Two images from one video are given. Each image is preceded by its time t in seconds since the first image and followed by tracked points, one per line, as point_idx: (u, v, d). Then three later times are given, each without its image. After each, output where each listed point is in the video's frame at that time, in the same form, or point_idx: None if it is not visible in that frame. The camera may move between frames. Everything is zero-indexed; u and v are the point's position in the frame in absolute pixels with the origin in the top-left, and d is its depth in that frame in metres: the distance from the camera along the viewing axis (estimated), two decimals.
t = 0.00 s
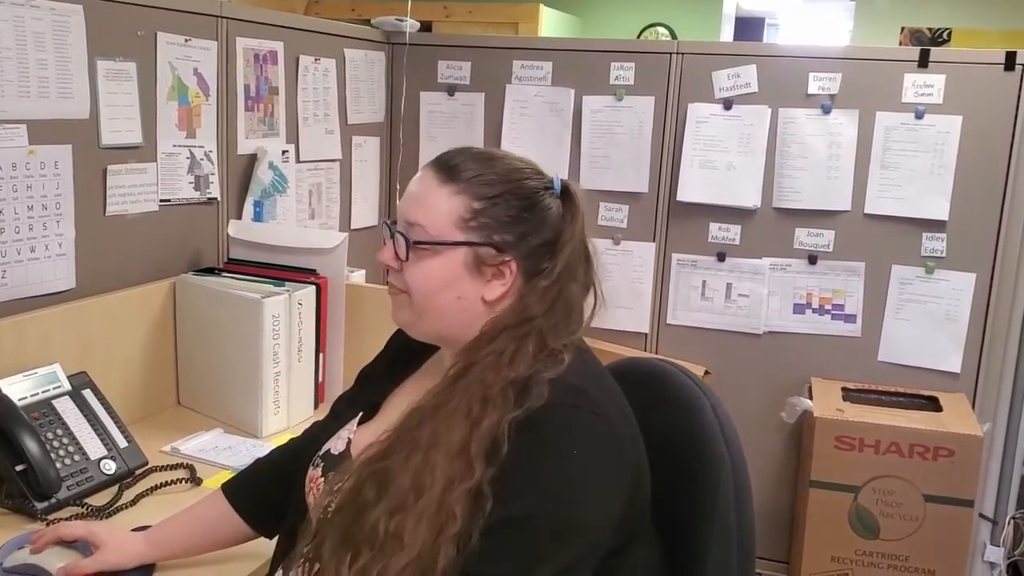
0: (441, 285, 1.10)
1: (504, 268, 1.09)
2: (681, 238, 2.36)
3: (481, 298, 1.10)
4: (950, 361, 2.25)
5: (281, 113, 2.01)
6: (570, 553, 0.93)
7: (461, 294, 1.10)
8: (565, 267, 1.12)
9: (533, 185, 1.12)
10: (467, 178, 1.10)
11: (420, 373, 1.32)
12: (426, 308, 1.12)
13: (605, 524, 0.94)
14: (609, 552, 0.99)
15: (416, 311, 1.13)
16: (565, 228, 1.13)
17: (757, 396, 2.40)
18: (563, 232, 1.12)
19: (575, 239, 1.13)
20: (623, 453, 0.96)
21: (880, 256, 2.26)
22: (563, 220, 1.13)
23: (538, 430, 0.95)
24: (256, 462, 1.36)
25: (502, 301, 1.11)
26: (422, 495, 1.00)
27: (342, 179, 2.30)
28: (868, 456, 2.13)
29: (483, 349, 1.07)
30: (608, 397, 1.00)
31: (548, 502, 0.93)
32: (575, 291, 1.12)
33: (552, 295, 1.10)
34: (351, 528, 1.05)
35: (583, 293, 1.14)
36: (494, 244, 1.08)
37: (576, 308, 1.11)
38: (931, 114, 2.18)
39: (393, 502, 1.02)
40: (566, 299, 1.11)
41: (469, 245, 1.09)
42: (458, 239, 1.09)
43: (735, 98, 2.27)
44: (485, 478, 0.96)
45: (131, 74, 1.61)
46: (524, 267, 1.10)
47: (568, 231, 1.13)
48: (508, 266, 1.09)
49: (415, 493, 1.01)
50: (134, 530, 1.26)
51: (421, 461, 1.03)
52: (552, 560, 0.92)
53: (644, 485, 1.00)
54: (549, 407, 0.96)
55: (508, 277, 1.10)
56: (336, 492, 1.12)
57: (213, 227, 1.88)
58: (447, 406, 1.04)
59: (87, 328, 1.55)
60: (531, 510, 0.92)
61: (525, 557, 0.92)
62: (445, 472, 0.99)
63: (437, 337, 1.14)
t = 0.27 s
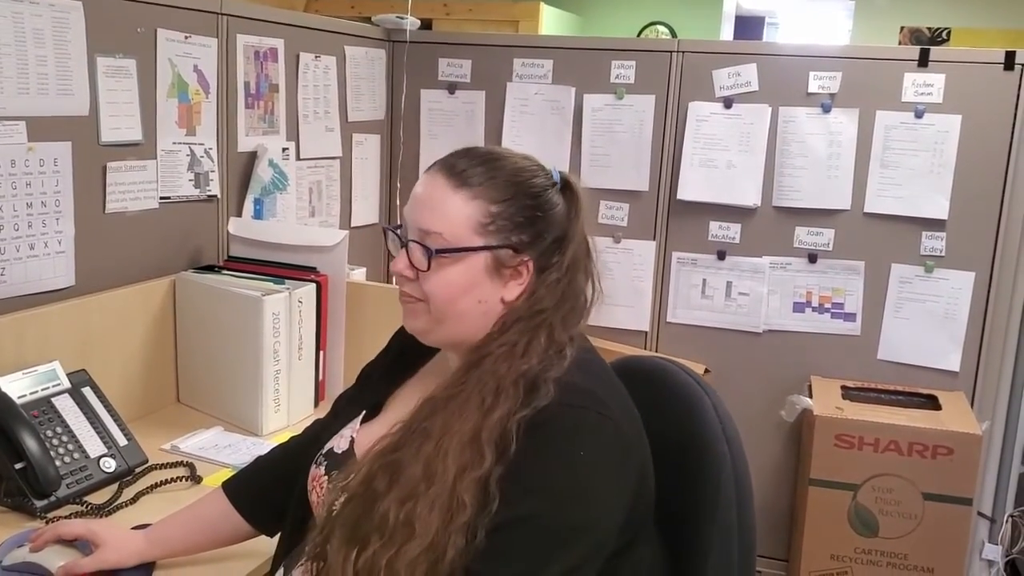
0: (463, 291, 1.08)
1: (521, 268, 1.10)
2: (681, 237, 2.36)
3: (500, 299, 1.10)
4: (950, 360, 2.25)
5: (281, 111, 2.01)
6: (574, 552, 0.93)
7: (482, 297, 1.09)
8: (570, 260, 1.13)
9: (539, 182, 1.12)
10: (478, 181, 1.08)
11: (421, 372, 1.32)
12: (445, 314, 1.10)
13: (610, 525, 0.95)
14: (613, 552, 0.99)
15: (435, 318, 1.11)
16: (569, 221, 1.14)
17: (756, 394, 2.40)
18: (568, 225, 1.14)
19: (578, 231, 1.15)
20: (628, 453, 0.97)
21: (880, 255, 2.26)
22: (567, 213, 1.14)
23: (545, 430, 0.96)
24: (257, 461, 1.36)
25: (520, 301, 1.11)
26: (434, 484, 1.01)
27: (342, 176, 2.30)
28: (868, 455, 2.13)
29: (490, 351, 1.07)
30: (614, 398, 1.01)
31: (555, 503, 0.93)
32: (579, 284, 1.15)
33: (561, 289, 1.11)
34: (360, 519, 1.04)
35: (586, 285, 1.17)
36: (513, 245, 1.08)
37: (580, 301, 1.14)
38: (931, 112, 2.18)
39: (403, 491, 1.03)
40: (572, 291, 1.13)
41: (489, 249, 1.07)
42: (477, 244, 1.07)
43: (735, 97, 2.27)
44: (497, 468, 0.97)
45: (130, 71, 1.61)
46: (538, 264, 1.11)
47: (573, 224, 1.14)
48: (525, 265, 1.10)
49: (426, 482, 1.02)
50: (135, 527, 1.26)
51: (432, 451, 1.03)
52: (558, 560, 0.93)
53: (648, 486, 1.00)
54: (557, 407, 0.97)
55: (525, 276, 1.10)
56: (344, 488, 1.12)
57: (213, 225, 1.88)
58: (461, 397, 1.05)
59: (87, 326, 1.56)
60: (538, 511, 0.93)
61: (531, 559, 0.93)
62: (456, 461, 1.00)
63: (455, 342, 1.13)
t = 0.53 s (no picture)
0: (476, 292, 1.08)
1: (533, 267, 1.10)
2: (682, 236, 2.36)
3: (512, 299, 1.10)
4: (950, 360, 2.25)
5: (282, 109, 2.01)
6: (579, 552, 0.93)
7: (494, 297, 1.09)
8: (577, 257, 1.14)
9: (546, 180, 1.12)
10: (489, 181, 1.07)
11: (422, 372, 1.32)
12: (457, 315, 1.10)
13: (614, 526, 0.95)
14: (617, 553, 0.99)
15: (446, 320, 1.11)
16: (575, 217, 1.14)
17: (756, 394, 2.40)
18: (574, 222, 1.14)
19: (583, 227, 1.15)
20: (632, 454, 0.97)
21: (881, 254, 2.26)
22: (573, 209, 1.14)
23: (550, 430, 0.96)
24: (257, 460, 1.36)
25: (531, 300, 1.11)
26: (440, 479, 1.00)
27: (343, 175, 2.30)
28: (869, 454, 2.13)
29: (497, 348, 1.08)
30: (617, 397, 1.01)
31: (561, 504, 0.93)
32: (585, 280, 1.15)
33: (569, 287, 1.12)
34: (366, 513, 1.04)
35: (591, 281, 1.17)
36: (524, 245, 1.08)
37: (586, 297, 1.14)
38: (932, 112, 2.18)
39: (410, 485, 1.03)
40: (580, 287, 1.13)
41: (502, 249, 1.07)
42: (490, 246, 1.07)
43: (736, 96, 2.27)
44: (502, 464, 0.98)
45: (131, 70, 1.61)
46: (548, 262, 1.11)
47: (578, 220, 1.15)
48: (537, 264, 1.10)
49: (432, 477, 1.02)
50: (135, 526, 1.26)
51: (438, 446, 1.03)
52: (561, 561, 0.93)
53: (651, 487, 1.00)
54: (561, 407, 0.97)
55: (536, 275, 1.10)
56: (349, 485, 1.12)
57: (214, 223, 1.88)
58: (467, 392, 1.05)
59: (87, 325, 1.55)
60: (542, 512, 0.93)
61: (538, 557, 0.93)
62: (463, 456, 1.00)
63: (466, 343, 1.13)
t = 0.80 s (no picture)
0: (504, 294, 1.09)
1: (550, 267, 1.12)
2: (681, 235, 2.36)
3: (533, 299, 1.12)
4: (949, 359, 2.25)
5: (281, 110, 2.01)
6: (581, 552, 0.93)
7: (519, 298, 1.11)
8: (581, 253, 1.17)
9: (553, 179, 1.13)
10: (508, 184, 1.08)
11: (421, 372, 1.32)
12: (485, 319, 1.10)
13: (617, 526, 0.95)
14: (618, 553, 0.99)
15: (473, 324, 1.11)
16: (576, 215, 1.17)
17: (755, 394, 2.40)
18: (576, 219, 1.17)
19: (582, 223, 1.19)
20: (634, 454, 0.97)
21: (880, 254, 2.26)
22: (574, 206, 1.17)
23: (554, 430, 0.97)
24: (256, 460, 1.35)
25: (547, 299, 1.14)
26: (449, 466, 1.01)
27: (343, 175, 2.30)
28: (867, 454, 2.13)
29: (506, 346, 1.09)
30: (617, 397, 1.01)
31: (562, 506, 0.93)
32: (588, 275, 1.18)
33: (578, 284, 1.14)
34: (373, 506, 1.04)
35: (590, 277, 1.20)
36: (545, 245, 1.10)
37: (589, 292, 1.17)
38: (931, 112, 2.18)
39: (420, 473, 1.03)
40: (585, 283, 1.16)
41: (526, 251, 1.09)
42: (519, 248, 1.08)
43: (735, 96, 2.27)
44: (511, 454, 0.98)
45: (130, 70, 1.61)
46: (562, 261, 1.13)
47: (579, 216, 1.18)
48: (553, 264, 1.12)
49: (441, 465, 1.02)
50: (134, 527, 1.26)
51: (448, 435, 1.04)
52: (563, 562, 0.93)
53: (653, 488, 1.00)
54: (563, 406, 0.98)
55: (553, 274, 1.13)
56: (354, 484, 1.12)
57: (213, 224, 1.88)
58: (479, 382, 1.06)
59: (86, 326, 1.55)
60: (543, 513, 0.93)
61: (540, 558, 0.93)
62: (472, 445, 1.01)
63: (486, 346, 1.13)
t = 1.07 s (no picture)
0: (541, 295, 1.11)
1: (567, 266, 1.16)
2: (679, 235, 2.36)
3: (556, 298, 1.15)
4: (946, 359, 2.25)
5: (279, 109, 2.01)
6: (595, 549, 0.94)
7: (549, 298, 1.13)
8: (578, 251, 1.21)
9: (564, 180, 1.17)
10: (540, 184, 1.10)
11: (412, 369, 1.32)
12: (524, 321, 1.11)
13: (625, 525, 0.95)
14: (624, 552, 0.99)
15: (513, 327, 1.11)
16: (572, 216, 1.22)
17: (752, 393, 2.40)
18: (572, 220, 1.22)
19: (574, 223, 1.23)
20: (642, 453, 0.97)
21: (877, 253, 2.26)
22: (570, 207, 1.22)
23: (566, 428, 0.97)
24: (252, 462, 1.33)
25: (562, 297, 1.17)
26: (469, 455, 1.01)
27: (340, 175, 2.30)
28: (865, 453, 2.13)
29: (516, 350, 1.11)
30: (621, 395, 1.01)
31: (574, 505, 0.94)
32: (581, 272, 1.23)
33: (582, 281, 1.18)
34: (390, 500, 1.04)
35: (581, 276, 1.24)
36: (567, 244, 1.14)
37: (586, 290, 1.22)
38: (928, 112, 2.18)
39: (441, 461, 1.04)
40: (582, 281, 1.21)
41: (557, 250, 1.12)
42: (553, 247, 1.11)
43: (733, 96, 2.27)
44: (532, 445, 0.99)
45: (128, 69, 1.61)
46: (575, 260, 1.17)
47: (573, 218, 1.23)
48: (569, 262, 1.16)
49: (462, 454, 1.03)
50: (134, 526, 1.26)
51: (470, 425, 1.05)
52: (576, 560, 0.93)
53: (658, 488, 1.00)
54: (574, 405, 0.98)
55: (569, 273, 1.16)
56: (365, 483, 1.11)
57: (211, 223, 1.87)
58: (503, 376, 1.08)
59: (84, 326, 1.55)
60: (556, 512, 0.94)
61: (552, 557, 0.94)
62: (494, 435, 1.01)
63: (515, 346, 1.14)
